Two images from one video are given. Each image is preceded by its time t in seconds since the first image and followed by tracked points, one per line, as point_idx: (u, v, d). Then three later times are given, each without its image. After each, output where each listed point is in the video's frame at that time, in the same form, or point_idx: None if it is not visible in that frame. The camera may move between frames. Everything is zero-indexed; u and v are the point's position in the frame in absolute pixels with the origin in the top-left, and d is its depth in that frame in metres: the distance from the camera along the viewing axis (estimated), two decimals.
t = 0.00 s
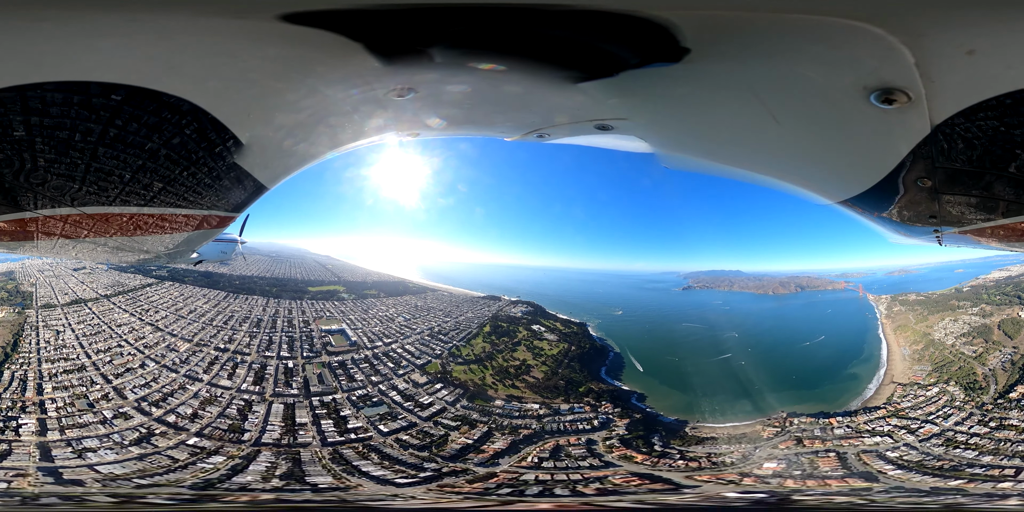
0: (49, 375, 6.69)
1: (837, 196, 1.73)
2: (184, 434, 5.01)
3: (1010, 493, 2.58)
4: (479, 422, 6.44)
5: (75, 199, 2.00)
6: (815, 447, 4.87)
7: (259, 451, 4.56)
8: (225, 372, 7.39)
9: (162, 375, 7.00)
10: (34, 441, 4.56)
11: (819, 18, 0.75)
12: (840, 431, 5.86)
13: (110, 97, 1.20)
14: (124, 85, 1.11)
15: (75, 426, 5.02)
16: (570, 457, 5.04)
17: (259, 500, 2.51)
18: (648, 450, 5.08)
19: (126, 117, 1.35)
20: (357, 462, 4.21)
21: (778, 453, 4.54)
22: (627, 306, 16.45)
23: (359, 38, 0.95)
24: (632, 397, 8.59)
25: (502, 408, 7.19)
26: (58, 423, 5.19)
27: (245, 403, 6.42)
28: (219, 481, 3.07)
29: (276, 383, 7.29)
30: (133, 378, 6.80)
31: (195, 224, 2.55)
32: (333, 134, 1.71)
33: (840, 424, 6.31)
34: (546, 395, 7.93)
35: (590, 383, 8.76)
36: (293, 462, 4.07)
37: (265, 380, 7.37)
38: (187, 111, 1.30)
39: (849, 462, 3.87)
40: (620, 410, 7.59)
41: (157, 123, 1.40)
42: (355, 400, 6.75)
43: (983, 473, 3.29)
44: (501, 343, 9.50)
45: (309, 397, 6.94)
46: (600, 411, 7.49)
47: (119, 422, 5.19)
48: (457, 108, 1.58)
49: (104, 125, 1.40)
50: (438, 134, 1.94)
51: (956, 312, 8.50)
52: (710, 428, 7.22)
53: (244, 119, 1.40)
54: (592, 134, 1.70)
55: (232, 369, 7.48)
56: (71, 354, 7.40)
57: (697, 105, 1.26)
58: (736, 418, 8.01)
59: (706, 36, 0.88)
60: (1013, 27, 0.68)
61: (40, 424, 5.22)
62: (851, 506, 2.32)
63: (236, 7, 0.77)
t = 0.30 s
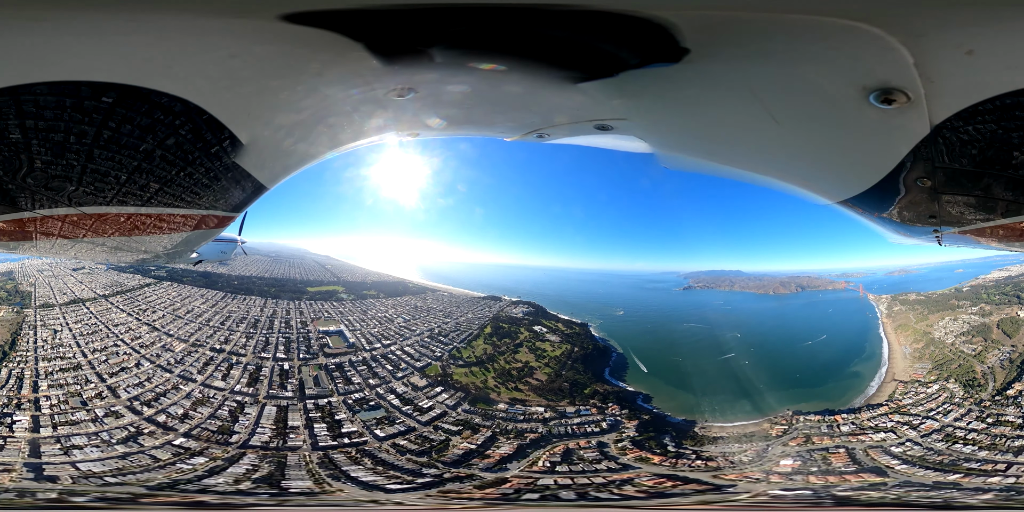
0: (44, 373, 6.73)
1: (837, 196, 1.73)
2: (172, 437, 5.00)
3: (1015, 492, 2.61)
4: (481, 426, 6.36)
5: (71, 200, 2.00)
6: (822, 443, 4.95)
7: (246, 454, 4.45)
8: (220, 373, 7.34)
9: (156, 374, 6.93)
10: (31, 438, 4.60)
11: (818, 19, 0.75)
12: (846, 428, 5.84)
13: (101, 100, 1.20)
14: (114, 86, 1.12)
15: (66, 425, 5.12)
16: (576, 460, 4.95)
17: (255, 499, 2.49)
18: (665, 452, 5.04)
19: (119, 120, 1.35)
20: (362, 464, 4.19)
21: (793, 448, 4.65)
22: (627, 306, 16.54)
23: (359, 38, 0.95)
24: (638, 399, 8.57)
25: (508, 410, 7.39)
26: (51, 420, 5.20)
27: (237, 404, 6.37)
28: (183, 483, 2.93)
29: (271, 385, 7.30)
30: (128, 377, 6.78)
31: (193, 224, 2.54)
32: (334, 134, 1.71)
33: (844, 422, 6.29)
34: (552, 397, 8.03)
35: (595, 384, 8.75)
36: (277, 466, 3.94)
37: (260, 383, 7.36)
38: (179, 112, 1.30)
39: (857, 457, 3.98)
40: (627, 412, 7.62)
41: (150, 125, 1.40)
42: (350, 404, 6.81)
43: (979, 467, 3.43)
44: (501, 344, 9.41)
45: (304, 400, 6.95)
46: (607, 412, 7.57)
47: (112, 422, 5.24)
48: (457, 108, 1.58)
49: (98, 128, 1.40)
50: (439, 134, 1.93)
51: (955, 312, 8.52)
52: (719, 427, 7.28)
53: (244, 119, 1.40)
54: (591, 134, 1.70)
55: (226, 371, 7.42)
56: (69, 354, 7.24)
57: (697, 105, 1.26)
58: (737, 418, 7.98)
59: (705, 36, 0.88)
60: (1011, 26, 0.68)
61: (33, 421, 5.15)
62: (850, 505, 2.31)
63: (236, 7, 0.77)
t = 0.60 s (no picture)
0: (41, 371, 6.90)
1: (836, 196, 1.73)
2: (159, 437, 4.94)
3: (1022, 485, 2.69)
4: (484, 431, 6.19)
5: (68, 201, 2.01)
6: (832, 439, 5.09)
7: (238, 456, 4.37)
8: (214, 374, 7.21)
9: (150, 374, 7.09)
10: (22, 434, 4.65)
11: (817, 19, 0.75)
12: (850, 424, 6.04)
13: (94, 101, 1.21)
14: (105, 87, 1.12)
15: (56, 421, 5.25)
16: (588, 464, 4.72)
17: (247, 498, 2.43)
18: (676, 452, 5.02)
19: (111, 121, 1.36)
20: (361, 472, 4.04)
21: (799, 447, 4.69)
22: (629, 306, 16.70)
23: (359, 38, 0.94)
24: (643, 399, 8.52)
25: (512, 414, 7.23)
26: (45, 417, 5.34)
27: (229, 406, 6.22)
28: (143, 483, 2.84)
29: (265, 386, 7.18)
30: (122, 376, 6.87)
31: (191, 224, 2.53)
32: (333, 134, 1.71)
33: (848, 418, 6.41)
34: (557, 400, 7.95)
35: (599, 386, 8.75)
36: (257, 468, 3.76)
37: (253, 384, 7.12)
38: (172, 113, 1.31)
39: (866, 453, 4.03)
40: (637, 414, 7.48)
41: (143, 126, 1.41)
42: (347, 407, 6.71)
43: (975, 462, 3.49)
44: (502, 345, 9.56)
45: (299, 401, 6.78)
46: (614, 415, 7.43)
47: (99, 422, 5.27)
48: (457, 108, 1.58)
49: (92, 130, 1.41)
50: (439, 134, 1.93)
51: (955, 311, 8.52)
52: (728, 426, 7.28)
53: (243, 120, 1.40)
54: (591, 135, 1.71)
55: (220, 370, 7.32)
56: (66, 352, 7.38)
57: (696, 105, 1.26)
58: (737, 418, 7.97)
59: (705, 36, 0.88)
60: (1011, 26, 0.68)
61: (26, 417, 5.32)
62: (851, 503, 2.28)
63: (236, 7, 0.77)
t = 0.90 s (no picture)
0: (36, 369, 7.09)
1: (835, 196, 1.73)
2: (146, 435, 4.96)
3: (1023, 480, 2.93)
4: (488, 436, 6.03)
5: (64, 201, 2.01)
6: (838, 436, 5.39)
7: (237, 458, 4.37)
8: (209, 374, 7.32)
9: (144, 374, 7.06)
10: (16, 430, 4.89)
11: (817, 19, 0.75)
12: (856, 420, 6.19)
13: (86, 103, 1.21)
14: (95, 88, 1.12)
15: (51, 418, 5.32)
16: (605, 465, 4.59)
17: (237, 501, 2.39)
18: (694, 453, 5.05)
19: (105, 123, 1.37)
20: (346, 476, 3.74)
21: (810, 443, 5.07)
22: (632, 306, 16.80)
23: (358, 38, 0.94)
24: (649, 400, 8.59)
25: (515, 418, 7.11)
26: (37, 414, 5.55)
27: (221, 407, 6.16)
28: (106, 482, 2.87)
29: (260, 388, 7.12)
30: (116, 376, 6.82)
31: (189, 224, 2.53)
32: (333, 134, 1.71)
33: (853, 415, 6.61)
34: (563, 403, 7.91)
35: (605, 388, 8.73)
36: (234, 471, 3.65)
37: (247, 386, 7.10)
38: (165, 114, 1.31)
39: (873, 448, 4.43)
40: (645, 415, 7.56)
41: (137, 128, 1.42)
42: (343, 411, 6.67)
43: (972, 456, 3.77)
44: (506, 347, 9.64)
45: (293, 405, 6.79)
46: (624, 416, 7.49)
47: (90, 418, 5.20)
48: (456, 108, 1.58)
49: (86, 132, 1.42)
50: (438, 134, 1.94)
51: (955, 311, 8.60)
52: (737, 426, 7.26)
53: (243, 120, 1.40)
54: (590, 134, 1.70)
55: (214, 372, 7.32)
56: (61, 351, 7.53)
57: (697, 105, 1.26)
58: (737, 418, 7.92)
59: (704, 36, 0.88)
60: (1011, 26, 0.68)
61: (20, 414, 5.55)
62: (852, 507, 2.25)
63: (235, 7, 0.77)
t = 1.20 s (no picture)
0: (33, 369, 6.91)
1: (835, 196, 1.73)
2: (133, 434, 4.95)
3: None
4: (492, 440, 5.94)
5: (61, 202, 2.00)
6: (843, 433, 5.44)
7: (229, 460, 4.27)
8: (203, 375, 7.17)
9: (139, 374, 6.99)
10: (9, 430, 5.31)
11: (815, 20, 0.75)
12: (859, 417, 6.27)
13: (79, 106, 1.22)
14: (86, 90, 1.13)
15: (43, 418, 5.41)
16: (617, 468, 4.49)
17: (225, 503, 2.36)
18: (710, 453, 5.08)
19: (99, 125, 1.37)
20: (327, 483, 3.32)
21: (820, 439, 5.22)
22: (632, 306, 16.86)
23: (359, 38, 0.94)
24: (656, 400, 8.56)
25: (519, 423, 6.95)
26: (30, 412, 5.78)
27: (212, 408, 6.07)
28: (78, 479, 3.05)
29: (254, 390, 7.05)
30: (110, 375, 6.83)
31: (187, 224, 2.52)
32: (333, 134, 1.71)
33: (856, 411, 6.66)
34: (568, 405, 7.83)
35: (611, 389, 8.61)
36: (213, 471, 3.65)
37: (240, 387, 6.96)
38: (158, 114, 1.32)
39: (878, 445, 4.53)
40: (654, 416, 7.44)
41: (131, 129, 1.42)
42: (338, 414, 6.64)
43: (970, 451, 4.05)
44: (508, 348, 9.64)
45: (286, 408, 6.74)
46: (631, 418, 7.31)
47: (82, 415, 5.33)
48: (456, 108, 1.58)
49: (80, 134, 1.43)
50: (438, 134, 1.94)
51: (954, 309, 8.59)
52: (745, 424, 7.31)
53: (244, 120, 1.40)
54: (590, 134, 1.70)
55: (209, 372, 7.25)
56: (59, 351, 7.29)
57: (696, 105, 1.26)
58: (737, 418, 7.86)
59: (703, 36, 0.88)
60: (1011, 26, 0.68)
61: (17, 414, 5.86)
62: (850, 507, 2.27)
63: (236, 7, 0.77)
